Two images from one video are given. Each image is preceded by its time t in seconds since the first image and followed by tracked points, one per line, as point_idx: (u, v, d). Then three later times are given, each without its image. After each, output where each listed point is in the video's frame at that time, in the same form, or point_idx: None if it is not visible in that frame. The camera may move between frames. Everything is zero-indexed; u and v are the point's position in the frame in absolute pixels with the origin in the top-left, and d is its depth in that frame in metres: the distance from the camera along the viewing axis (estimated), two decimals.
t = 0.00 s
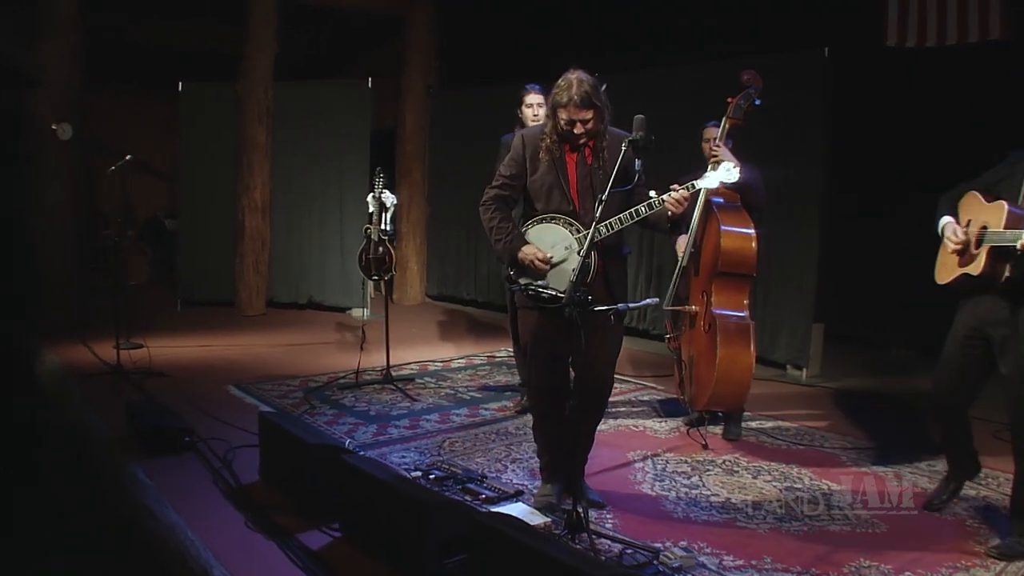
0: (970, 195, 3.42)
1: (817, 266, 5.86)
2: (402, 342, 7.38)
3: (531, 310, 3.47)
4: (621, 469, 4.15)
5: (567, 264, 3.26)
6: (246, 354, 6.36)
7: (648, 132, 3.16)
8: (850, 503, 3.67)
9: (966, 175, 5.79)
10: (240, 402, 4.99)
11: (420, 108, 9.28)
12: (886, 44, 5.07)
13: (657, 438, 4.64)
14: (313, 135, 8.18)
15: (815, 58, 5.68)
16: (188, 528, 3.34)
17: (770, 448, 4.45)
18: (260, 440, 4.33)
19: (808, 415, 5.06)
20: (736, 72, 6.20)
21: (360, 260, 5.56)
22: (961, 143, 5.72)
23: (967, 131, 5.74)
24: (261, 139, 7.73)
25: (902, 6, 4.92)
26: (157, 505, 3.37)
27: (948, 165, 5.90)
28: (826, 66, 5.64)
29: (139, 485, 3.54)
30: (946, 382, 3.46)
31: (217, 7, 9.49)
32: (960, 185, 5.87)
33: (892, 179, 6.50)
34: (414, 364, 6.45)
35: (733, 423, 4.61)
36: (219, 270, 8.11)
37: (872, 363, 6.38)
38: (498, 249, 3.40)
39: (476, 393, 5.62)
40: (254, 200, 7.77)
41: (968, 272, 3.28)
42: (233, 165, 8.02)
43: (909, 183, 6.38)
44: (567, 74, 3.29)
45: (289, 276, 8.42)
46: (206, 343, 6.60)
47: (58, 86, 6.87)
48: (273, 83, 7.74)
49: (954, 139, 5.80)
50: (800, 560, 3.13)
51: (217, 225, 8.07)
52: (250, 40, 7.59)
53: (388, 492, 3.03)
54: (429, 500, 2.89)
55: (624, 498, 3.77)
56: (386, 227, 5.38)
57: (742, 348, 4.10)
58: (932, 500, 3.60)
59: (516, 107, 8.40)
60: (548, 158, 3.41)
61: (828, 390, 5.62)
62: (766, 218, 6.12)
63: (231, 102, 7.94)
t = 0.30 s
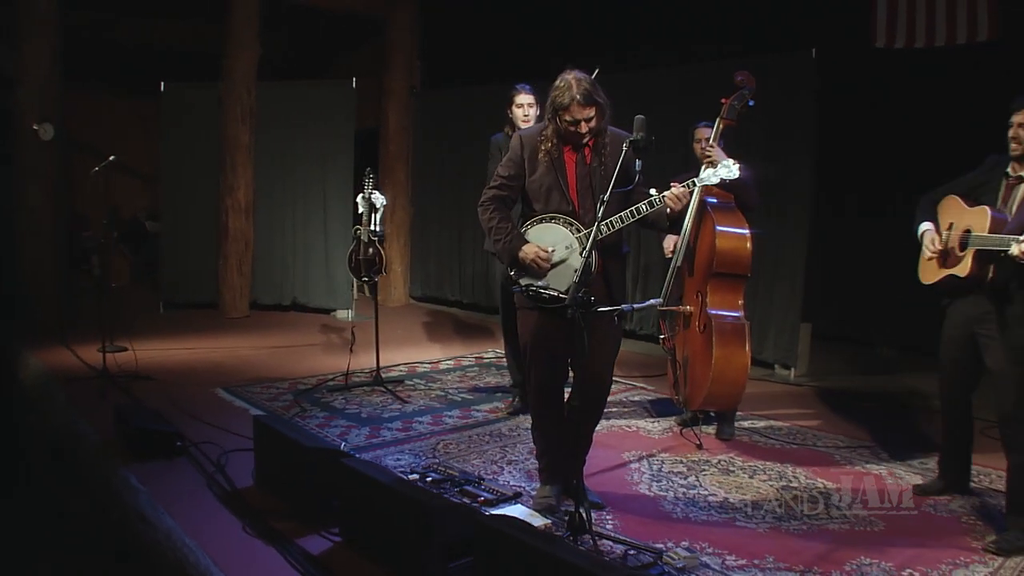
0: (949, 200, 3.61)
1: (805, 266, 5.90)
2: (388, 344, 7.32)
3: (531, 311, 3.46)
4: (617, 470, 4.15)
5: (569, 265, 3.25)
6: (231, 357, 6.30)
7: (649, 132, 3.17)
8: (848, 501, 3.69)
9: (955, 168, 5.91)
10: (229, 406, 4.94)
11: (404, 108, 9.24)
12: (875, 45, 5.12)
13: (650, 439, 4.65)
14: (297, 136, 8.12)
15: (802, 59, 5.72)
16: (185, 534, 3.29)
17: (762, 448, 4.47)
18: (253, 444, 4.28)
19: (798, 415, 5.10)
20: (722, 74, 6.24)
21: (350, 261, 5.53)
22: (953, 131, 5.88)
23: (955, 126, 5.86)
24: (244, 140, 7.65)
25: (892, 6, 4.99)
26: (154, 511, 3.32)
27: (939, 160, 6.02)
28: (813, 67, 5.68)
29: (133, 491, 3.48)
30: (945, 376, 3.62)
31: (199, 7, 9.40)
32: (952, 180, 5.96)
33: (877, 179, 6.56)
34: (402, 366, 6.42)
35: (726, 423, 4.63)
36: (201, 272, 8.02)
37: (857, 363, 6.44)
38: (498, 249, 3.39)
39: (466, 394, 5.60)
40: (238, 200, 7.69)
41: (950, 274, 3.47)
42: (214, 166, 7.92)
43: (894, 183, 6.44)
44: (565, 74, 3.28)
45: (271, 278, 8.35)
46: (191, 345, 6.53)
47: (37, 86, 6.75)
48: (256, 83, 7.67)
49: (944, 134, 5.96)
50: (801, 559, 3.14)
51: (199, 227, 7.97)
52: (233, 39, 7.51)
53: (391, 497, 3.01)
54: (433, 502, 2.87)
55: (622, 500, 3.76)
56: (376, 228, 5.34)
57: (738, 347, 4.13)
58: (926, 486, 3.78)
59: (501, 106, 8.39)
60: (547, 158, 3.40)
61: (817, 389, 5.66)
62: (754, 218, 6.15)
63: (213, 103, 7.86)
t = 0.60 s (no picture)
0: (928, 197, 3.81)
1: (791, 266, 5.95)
2: (374, 346, 7.28)
3: (530, 312, 3.45)
4: (613, 470, 4.15)
5: (570, 265, 3.25)
6: (216, 359, 6.23)
7: (650, 132, 3.18)
8: (844, 499, 3.72)
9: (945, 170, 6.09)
10: (218, 409, 4.89)
11: (387, 109, 9.20)
12: (863, 46, 5.18)
13: (643, 439, 4.66)
14: (280, 136, 8.06)
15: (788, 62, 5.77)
16: (181, 539, 3.25)
17: (756, 447, 4.50)
18: (245, 447, 4.25)
19: (788, 414, 5.14)
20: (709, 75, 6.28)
21: (339, 262, 5.49)
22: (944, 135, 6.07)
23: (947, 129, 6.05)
24: (227, 140, 7.58)
25: (878, 9, 5.06)
26: (149, 516, 3.27)
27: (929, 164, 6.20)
28: (799, 69, 5.73)
29: (127, 497, 3.43)
30: (938, 371, 3.68)
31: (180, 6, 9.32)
32: (939, 179, 6.09)
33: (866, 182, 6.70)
34: (389, 367, 6.39)
35: (718, 422, 4.65)
36: (183, 274, 7.93)
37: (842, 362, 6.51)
38: (498, 250, 3.38)
39: (457, 395, 5.58)
40: (221, 201, 7.62)
41: (921, 267, 3.61)
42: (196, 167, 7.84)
43: (883, 185, 6.59)
44: (564, 74, 3.28)
45: (254, 279, 8.28)
46: (176, 348, 6.46)
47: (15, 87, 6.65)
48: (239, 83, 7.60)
49: (936, 137, 6.15)
50: (802, 557, 3.16)
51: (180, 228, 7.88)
52: (215, 39, 7.44)
53: (393, 500, 2.99)
54: (436, 504, 2.86)
55: (620, 500, 3.76)
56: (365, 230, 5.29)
57: (733, 347, 4.15)
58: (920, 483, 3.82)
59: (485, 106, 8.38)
60: (547, 159, 3.40)
61: (805, 388, 5.70)
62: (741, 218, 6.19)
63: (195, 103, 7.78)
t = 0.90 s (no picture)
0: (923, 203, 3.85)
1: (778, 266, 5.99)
2: (361, 348, 7.24)
3: (530, 313, 3.45)
4: (609, 471, 4.16)
5: (571, 266, 3.26)
6: (201, 363, 6.16)
7: (649, 133, 3.20)
8: (841, 498, 3.74)
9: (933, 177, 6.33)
10: (207, 414, 4.83)
11: (369, 110, 9.15)
12: (851, 47, 5.25)
13: (636, 440, 4.67)
14: (262, 138, 7.99)
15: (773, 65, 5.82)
16: (178, 546, 3.21)
17: (748, 447, 4.53)
18: (238, 452, 4.21)
19: (776, 413, 5.18)
20: (696, 79, 6.34)
21: (328, 264, 5.44)
22: (933, 143, 6.29)
23: (936, 136, 6.27)
24: (209, 142, 7.50)
25: (866, 13, 5.13)
26: (145, 525, 3.22)
27: (915, 173, 6.43)
28: (784, 73, 5.78)
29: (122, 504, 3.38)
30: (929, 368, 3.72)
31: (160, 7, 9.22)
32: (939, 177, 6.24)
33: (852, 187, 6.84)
34: (378, 369, 6.36)
35: (711, 423, 4.68)
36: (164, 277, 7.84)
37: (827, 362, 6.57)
38: (498, 252, 3.39)
39: (447, 398, 5.56)
40: (204, 204, 7.53)
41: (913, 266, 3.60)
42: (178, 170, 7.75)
43: (869, 191, 6.75)
44: (564, 75, 3.33)
45: (236, 281, 8.19)
46: (161, 351, 6.38)
47: None
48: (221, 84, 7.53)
49: (929, 136, 6.29)
50: (802, 556, 3.18)
51: (161, 231, 7.78)
52: (197, 39, 7.36)
53: (396, 505, 2.97)
54: (441, 506, 2.84)
55: (618, 502, 3.76)
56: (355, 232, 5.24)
57: (728, 347, 4.19)
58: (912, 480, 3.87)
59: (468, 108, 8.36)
60: (547, 160, 3.42)
61: (793, 388, 5.75)
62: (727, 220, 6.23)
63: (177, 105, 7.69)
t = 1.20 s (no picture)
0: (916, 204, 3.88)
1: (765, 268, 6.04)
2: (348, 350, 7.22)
3: (530, 315, 3.45)
4: (606, 472, 4.17)
5: (572, 269, 3.27)
6: (188, 366, 6.11)
7: (650, 136, 3.22)
8: (838, 497, 3.78)
9: (924, 181, 6.38)
10: (198, 418, 4.78)
11: (354, 112, 9.12)
12: (838, 51, 5.31)
13: (630, 441, 4.69)
14: (247, 140, 7.94)
15: (760, 69, 5.87)
16: (179, 553, 3.18)
17: (741, 447, 4.56)
18: (232, 456, 4.18)
19: (766, 413, 5.23)
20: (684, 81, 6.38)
21: (318, 266, 5.41)
22: (919, 146, 6.37)
23: (924, 139, 6.34)
24: (193, 144, 7.44)
25: (854, 17, 5.19)
26: (145, 532, 3.19)
27: (906, 177, 6.49)
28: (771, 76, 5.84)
29: (120, 511, 3.34)
30: (922, 368, 3.76)
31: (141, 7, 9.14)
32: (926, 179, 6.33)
33: (840, 190, 6.90)
34: (367, 372, 6.34)
35: (705, 423, 4.71)
36: (147, 280, 7.76)
37: (812, 362, 6.64)
38: (498, 255, 3.38)
39: (438, 400, 5.55)
40: (188, 206, 7.46)
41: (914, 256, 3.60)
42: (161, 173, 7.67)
43: (855, 193, 6.82)
44: (564, 79, 3.35)
45: (220, 284, 8.13)
46: (146, 355, 6.31)
47: None
48: (205, 86, 7.47)
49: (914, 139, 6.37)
50: (803, 554, 3.21)
51: (144, 234, 7.70)
52: (181, 41, 7.30)
53: (400, 509, 2.96)
54: (446, 510, 2.83)
55: (617, 503, 3.77)
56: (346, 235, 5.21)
57: (723, 348, 4.23)
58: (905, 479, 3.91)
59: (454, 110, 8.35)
60: (547, 163, 3.42)
61: (781, 388, 5.80)
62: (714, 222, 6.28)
63: (160, 107, 7.62)
